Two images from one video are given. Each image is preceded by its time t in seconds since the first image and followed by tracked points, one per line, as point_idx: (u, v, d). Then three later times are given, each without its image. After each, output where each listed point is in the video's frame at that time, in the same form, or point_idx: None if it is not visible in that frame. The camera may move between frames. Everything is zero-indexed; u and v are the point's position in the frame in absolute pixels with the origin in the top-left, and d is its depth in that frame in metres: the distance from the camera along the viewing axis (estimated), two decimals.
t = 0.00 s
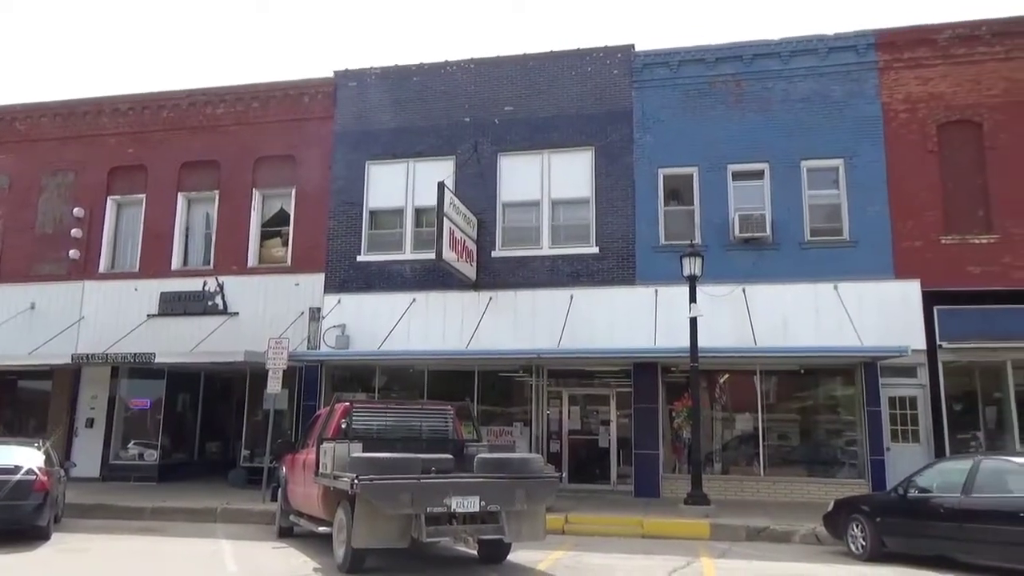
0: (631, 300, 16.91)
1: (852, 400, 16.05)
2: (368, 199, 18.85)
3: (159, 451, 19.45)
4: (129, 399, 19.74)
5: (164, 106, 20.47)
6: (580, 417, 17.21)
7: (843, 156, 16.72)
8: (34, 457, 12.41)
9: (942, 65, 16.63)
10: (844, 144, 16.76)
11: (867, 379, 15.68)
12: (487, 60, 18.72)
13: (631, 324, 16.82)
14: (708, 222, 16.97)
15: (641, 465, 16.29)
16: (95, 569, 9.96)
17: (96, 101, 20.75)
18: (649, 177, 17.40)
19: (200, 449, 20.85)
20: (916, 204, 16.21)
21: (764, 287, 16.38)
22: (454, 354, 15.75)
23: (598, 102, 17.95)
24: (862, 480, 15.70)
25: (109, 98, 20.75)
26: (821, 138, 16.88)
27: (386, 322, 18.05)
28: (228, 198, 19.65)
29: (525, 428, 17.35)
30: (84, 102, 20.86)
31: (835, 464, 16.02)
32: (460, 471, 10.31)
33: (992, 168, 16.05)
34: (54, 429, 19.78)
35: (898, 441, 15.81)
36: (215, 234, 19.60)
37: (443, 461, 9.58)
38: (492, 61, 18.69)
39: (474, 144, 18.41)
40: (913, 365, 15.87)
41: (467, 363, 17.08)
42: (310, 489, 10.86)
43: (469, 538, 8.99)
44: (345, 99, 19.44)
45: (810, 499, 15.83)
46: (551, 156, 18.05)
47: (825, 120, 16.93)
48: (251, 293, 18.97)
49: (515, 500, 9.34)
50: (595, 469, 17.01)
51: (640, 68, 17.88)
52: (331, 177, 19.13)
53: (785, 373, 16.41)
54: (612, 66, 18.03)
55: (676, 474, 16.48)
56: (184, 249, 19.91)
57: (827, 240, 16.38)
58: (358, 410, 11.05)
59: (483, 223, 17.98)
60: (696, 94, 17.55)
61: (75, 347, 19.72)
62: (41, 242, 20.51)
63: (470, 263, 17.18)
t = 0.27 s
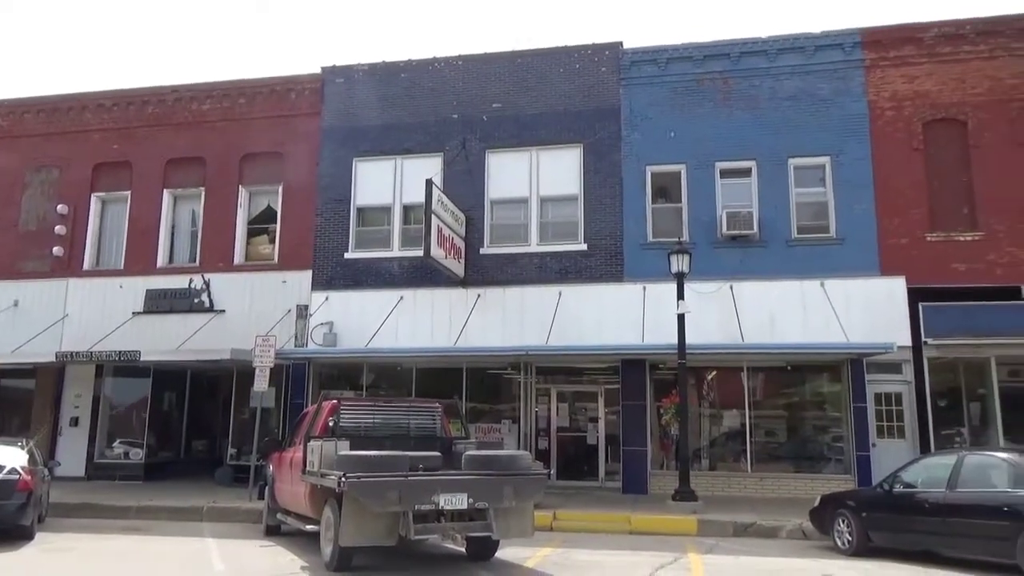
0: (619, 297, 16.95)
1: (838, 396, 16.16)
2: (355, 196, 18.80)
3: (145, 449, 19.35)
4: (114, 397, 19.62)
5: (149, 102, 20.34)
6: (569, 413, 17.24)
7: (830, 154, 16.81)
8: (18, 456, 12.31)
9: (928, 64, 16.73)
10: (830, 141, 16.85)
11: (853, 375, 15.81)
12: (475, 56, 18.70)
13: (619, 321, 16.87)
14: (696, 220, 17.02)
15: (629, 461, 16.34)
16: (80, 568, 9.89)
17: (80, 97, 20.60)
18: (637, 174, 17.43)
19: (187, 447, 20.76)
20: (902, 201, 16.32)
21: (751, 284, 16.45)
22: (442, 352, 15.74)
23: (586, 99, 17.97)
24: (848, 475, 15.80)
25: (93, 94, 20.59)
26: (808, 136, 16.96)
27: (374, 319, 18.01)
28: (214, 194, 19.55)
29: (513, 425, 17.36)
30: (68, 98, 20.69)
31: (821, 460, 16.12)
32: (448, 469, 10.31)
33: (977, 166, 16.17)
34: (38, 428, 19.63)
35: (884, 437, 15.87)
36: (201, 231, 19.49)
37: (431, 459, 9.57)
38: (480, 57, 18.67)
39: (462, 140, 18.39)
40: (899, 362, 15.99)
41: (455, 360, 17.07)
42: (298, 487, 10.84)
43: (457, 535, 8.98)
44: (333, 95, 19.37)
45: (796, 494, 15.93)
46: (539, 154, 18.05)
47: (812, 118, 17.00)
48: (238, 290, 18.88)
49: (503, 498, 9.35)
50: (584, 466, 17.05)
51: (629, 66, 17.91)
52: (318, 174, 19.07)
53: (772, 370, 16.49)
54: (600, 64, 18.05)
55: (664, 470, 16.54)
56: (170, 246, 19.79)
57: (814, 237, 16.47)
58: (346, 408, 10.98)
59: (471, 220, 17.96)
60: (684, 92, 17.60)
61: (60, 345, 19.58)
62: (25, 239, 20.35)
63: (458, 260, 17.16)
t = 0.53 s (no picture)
0: (607, 296, 16.98)
1: (825, 395, 16.25)
2: (343, 194, 18.75)
3: (130, 449, 19.23)
4: (99, 396, 19.49)
5: (135, 99, 20.21)
6: (557, 412, 17.26)
7: (817, 153, 16.89)
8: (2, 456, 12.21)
9: (914, 64, 16.82)
10: (818, 141, 16.92)
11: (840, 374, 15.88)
12: (464, 54, 18.67)
13: (607, 320, 16.89)
14: (684, 219, 17.06)
15: (617, 460, 16.38)
16: (65, 569, 9.83)
17: (64, 94, 20.44)
18: (626, 173, 17.46)
19: (173, 447, 20.65)
20: (888, 201, 16.41)
21: (739, 283, 16.51)
22: (430, 350, 15.71)
23: (575, 98, 17.98)
24: (835, 473, 15.88)
25: (78, 90, 20.44)
26: (795, 136, 17.03)
27: (362, 318, 17.97)
28: (201, 192, 19.44)
29: (501, 424, 17.36)
30: (52, 94, 20.53)
31: (808, 459, 16.19)
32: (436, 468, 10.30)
33: (963, 166, 16.28)
34: (21, 428, 19.47)
35: (870, 435, 15.98)
36: (187, 229, 19.38)
37: (419, 458, 9.55)
38: (469, 55, 18.65)
39: (451, 139, 18.36)
40: (885, 360, 16.07)
41: (443, 359, 17.05)
42: (285, 486, 10.79)
43: (445, 534, 8.96)
44: (321, 92, 19.30)
45: (783, 492, 15.99)
46: (528, 152, 18.05)
47: (799, 117, 17.08)
48: (224, 289, 18.80)
49: (491, 497, 9.34)
50: (572, 465, 17.07)
51: (617, 65, 17.93)
52: (306, 172, 19.00)
53: (759, 369, 16.56)
54: (589, 63, 18.06)
55: (652, 469, 16.57)
56: (155, 244, 19.67)
57: (801, 237, 16.54)
58: (333, 407, 10.97)
59: (460, 219, 17.94)
60: (672, 91, 17.64)
61: (43, 343, 19.43)
62: (8, 237, 20.19)
63: (446, 258, 17.14)
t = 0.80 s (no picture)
0: (594, 294, 17.00)
1: (809, 393, 16.33)
2: (330, 190, 18.68)
3: (112, 446, 19.11)
4: (81, 393, 19.34)
5: (118, 93, 20.05)
6: (543, 410, 17.28)
7: (803, 153, 16.97)
8: None
9: (900, 65, 16.93)
10: (804, 141, 17.01)
11: (825, 372, 15.95)
12: (452, 51, 18.64)
13: (593, 318, 16.91)
14: (671, 218, 17.11)
15: (603, 458, 16.42)
16: (45, 567, 9.74)
17: (47, 87, 20.25)
18: (614, 171, 17.48)
19: (156, 444, 20.54)
20: (874, 201, 16.51)
21: (724, 282, 16.58)
22: (416, 348, 15.68)
23: (563, 96, 17.98)
24: (819, 472, 15.97)
25: (60, 83, 20.25)
26: (782, 136, 17.10)
27: (348, 314, 17.91)
28: (185, 187, 19.31)
29: (487, 422, 17.36)
30: (34, 87, 20.34)
31: (792, 457, 16.28)
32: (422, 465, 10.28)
33: (947, 167, 16.41)
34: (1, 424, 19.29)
35: (853, 434, 16.07)
36: (172, 224, 19.24)
37: (404, 455, 9.54)
38: (457, 52, 18.62)
39: (439, 136, 18.32)
40: (870, 359, 16.15)
41: (429, 356, 17.02)
42: (270, 484, 10.75)
43: (431, 532, 8.96)
44: (307, 88, 19.22)
45: (768, 490, 16.08)
46: (515, 150, 18.03)
47: (786, 117, 17.15)
48: (209, 285, 18.69)
49: (477, 494, 9.35)
50: (558, 463, 17.10)
51: (605, 63, 17.94)
52: (292, 168, 18.91)
53: (745, 367, 16.63)
54: (577, 60, 18.07)
55: (637, 467, 16.62)
56: (139, 239, 19.53)
57: (787, 236, 16.61)
58: (319, 404, 10.94)
59: (447, 216, 17.91)
60: (660, 90, 17.67)
61: (24, 339, 19.26)
62: None
63: (433, 256, 17.09)
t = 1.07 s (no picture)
0: (577, 293, 17.03)
1: (789, 392, 16.44)
2: (313, 186, 18.60)
3: (89, 443, 18.94)
4: (57, 388, 19.14)
5: (98, 85, 19.85)
6: (525, 408, 17.31)
7: (786, 155, 17.08)
8: None
9: (882, 69, 17.08)
10: (787, 143, 17.12)
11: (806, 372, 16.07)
12: (437, 48, 18.60)
13: (576, 316, 16.95)
14: (655, 217, 17.17)
15: (584, 456, 16.47)
16: (20, 564, 9.63)
17: (25, 78, 20.02)
18: (598, 170, 17.52)
19: (134, 441, 20.38)
20: (855, 203, 16.64)
21: (707, 282, 16.66)
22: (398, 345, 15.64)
23: (548, 94, 18.00)
24: (798, 470, 16.09)
25: (39, 74, 20.03)
26: (765, 137, 17.20)
27: (331, 311, 17.84)
28: (165, 181, 19.15)
29: (469, 419, 17.37)
30: (12, 78, 20.10)
31: (773, 456, 16.39)
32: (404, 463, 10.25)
33: (927, 169, 16.57)
34: None
35: (833, 433, 16.18)
36: (151, 218, 19.09)
37: (386, 452, 9.53)
38: (442, 49, 18.59)
39: (423, 132, 18.29)
40: (850, 359, 16.26)
41: (412, 353, 16.98)
42: (249, 482, 10.69)
43: (413, 529, 8.96)
44: (291, 82, 19.12)
45: (748, 488, 16.18)
46: (500, 147, 18.03)
47: (770, 118, 17.25)
48: (189, 280, 18.55)
49: (460, 492, 9.34)
50: (539, 461, 17.13)
51: (591, 62, 17.97)
52: (274, 163, 18.81)
53: (727, 367, 16.71)
54: (563, 59, 18.10)
55: (619, 465, 16.66)
56: (117, 233, 19.36)
57: (769, 237, 16.71)
58: (300, 401, 10.91)
59: (430, 213, 17.88)
60: (645, 89, 17.73)
61: None
62: None
63: (416, 253, 17.06)
